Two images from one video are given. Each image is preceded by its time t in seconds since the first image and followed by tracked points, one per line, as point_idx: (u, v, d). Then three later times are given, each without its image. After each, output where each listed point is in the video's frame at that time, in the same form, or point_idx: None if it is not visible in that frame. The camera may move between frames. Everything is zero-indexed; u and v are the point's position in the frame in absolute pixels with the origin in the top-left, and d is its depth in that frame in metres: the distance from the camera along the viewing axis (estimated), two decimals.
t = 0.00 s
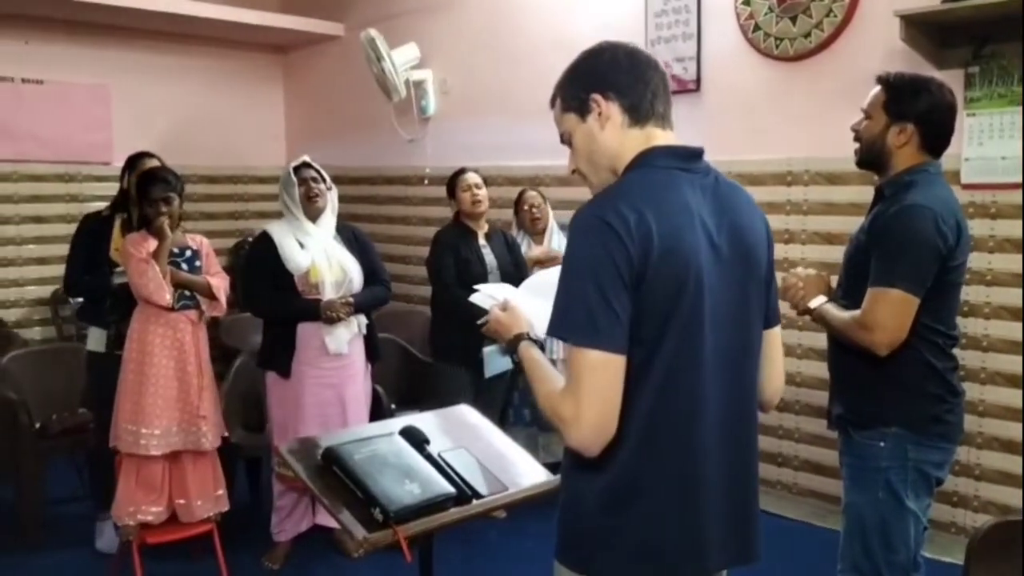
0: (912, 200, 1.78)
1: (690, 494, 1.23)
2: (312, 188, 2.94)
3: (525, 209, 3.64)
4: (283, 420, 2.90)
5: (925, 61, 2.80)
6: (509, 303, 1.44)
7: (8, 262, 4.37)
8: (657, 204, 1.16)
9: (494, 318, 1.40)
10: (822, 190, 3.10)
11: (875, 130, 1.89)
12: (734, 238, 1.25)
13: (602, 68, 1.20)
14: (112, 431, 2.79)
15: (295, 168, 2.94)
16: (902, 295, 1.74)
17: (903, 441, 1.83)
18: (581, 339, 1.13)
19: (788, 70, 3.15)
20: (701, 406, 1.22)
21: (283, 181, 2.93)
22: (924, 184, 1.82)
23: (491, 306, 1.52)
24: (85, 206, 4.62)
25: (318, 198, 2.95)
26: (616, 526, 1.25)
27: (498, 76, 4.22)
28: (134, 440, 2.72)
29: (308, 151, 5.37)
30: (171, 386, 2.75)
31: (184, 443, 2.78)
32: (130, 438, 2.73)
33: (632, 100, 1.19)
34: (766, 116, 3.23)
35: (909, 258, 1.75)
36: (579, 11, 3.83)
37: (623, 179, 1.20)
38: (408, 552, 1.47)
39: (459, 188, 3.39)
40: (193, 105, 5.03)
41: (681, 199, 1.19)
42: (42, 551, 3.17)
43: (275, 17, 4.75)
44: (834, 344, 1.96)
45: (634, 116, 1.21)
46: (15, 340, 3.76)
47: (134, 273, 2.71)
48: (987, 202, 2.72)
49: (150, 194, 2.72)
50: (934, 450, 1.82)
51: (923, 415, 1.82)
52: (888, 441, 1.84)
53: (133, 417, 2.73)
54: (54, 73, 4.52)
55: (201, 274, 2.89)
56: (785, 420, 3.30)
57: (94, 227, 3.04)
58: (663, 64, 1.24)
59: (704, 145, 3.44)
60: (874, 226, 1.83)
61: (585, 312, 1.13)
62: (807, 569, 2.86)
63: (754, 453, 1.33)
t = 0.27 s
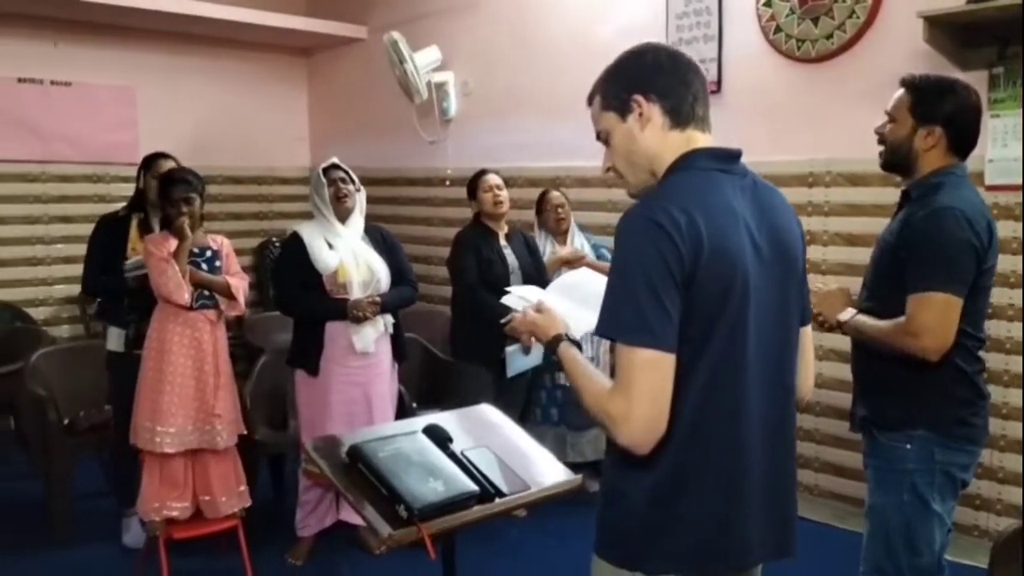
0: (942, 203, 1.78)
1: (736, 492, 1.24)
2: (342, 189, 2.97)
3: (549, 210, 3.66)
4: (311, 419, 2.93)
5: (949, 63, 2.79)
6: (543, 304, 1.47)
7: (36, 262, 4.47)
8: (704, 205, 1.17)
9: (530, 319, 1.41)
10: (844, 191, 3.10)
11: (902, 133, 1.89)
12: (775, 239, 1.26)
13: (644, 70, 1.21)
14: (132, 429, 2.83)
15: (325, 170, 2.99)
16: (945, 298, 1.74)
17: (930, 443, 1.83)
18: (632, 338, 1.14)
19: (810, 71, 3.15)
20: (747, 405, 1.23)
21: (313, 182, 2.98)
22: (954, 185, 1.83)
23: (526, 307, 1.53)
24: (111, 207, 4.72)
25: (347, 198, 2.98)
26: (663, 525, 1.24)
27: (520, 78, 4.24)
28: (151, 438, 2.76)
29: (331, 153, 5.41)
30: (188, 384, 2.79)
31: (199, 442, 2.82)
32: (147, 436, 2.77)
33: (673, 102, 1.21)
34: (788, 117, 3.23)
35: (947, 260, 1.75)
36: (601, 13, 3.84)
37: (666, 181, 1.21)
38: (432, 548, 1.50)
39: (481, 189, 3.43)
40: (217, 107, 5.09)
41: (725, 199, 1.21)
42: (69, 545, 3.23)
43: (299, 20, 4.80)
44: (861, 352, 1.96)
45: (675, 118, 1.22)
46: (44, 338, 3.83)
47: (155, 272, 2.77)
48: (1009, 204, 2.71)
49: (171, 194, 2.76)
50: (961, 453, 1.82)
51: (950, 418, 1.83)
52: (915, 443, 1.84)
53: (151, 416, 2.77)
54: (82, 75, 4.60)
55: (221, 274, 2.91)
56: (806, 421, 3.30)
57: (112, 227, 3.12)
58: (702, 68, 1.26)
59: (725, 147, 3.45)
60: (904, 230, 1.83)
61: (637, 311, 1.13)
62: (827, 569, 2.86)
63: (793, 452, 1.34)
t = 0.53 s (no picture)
0: (982, 201, 1.77)
1: (784, 494, 1.23)
2: (374, 188, 2.99)
3: (576, 210, 3.63)
4: (342, 416, 2.95)
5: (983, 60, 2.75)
6: (582, 303, 1.47)
7: (67, 259, 4.58)
8: (755, 204, 1.17)
9: (571, 318, 1.41)
10: (874, 191, 3.07)
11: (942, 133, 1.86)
12: (822, 239, 1.26)
13: (691, 68, 1.21)
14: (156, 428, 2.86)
15: (356, 169, 2.99)
16: (983, 296, 1.73)
17: (967, 445, 1.81)
18: (684, 337, 1.13)
19: (840, 69, 3.12)
20: (796, 406, 1.22)
21: (345, 181, 3.00)
22: (992, 184, 1.81)
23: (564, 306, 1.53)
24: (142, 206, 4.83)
25: (379, 196, 3.00)
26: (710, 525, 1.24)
27: (546, 76, 4.24)
28: (174, 435, 2.79)
29: (357, 152, 5.44)
30: (210, 382, 2.82)
31: (220, 440, 2.84)
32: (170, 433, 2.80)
33: (719, 100, 1.21)
34: (817, 115, 3.21)
35: (989, 259, 1.73)
36: (628, 11, 3.83)
37: (715, 180, 1.21)
38: (460, 545, 1.51)
39: (503, 187, 3.42)
40: (245, 106, 5.14)
41: (775, 198, 1.20)
42: (101, 538, 3.29)
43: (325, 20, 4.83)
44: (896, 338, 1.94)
45: (721, 117, 1.22)
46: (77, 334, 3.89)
47: (178, 270, 2.78)
48: None
49: (195, 193, 2.77)
50: (998, 455, 1.80)
51: (987, 420, 1.81)
52: (952, 445, 1.82)
53: (173, 412, 2.80)
54: (113, 76, 4.67)
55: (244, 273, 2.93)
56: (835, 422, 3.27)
57: (126, 227, 3.14)
58: (748, 68, 1.26)
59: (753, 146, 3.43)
60: (944, 229, 1.81)
61: (690, 310, 1.13)
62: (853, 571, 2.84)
63: (837, 453, 1.33)
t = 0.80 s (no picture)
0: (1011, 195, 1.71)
1: (823, 494, 1.22)
2: (405, 186, 3.00)
3: (601, 208, 3.63)
4: (372, 412, 2.97)
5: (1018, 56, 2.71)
6: (616, 301, 1.46)
7: (99, 256, 4.65)
8: (798, 202, 1.16)
9: (606, 316, 1.41)
10: (906, 189, 3.04)
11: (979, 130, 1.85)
12: (862, 237, 1.25)
13: (732, 64, 1.21)
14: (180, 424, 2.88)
15: (387, 167, 3.00)
16: (1007, 293, 1.70)
17: (1002, 446, 1.78)
18: (726, 335, 1.13)
19: (871, 66, 3.09)
20: (836, 405, 1.21)
21: (377, 181, 3.01)
22: None
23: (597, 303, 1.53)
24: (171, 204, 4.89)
25: (410, 194, 3.00)
26: (747, 524, 1.23)
27: (572, 74, 4.23)
28: (197, 431, 2.81)
29: (383, 150, 5.47)
30: (232, 379, 2.84)
31: (240, 436, 2.86)
32: (193, 429, 2.82)
33: (760, 97, 1.20)
34: (848, 113, 3.18)
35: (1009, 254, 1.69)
36: (655, 8, 3.81)
37: (756, 177, 1.20)
38: (488, 542, 1.51)
39: (522, 185, 3.42)
40: (273, 105, 5.19)
41: (817, 196, 1.19)
42: (132, 530, 3.34)
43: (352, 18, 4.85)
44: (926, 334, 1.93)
45: (761, 113, 1.21)
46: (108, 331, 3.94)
47: (202, 268, 2.80)
48: None
49: (221, 191, 2.81)
50: None
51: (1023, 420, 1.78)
52: (986, 446, 1.80)
53: (196, 408, 2.82)
54: (143, 75, 4.73)
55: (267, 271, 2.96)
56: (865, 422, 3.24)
57: (147, 228, 3.14)
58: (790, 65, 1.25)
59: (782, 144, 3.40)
60: (976, 224, 1.77)
61: (732, 308, 1.12)
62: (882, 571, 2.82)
63: (873, 453, 1.32)
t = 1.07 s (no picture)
0: None
1: (847, 494, 1.22)
2: (432, 184, 3.00)
3: (624, 206, 3.64)
4: (399, 409, 2.99)
5: None
6: (641, 299, 1.47)
7: (128, 253, 4.72)
8: (826, 200, 1.16)
9: (630, 314, 1.42)
10: (935, 187, 3.01)
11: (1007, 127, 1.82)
12: (891, 236, 1.24)
13: (761, 61, 1.21)
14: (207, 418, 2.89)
15: (415, 165, 3.01)
16: None
17: None
18: (752, 334, 1.13)
19: (899, 63, 3.07)
20: (863, 405, 1.21)
21: (405, 181, 3.01)
22: None
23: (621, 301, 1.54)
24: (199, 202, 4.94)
25: (437, 193, 3.00)
26: (769, 524, 1.23)
27: (597, 72, 4.23)
28: (228, 426, 2.82)
29: (408, 149, 5.49)
30: (262, 375, 2.87)
31: (268, 430, 2.89)
32: (223, 424, 2.83)
33: (788, 94, 1.20)
34: (876, 111, 3.16)
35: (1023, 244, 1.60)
36: (681, 6, 3.80)
37: (784, 175, 1.20)
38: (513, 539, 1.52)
39: (538, 184, 3.38)
40: (299, 104, 5.23)
41: (846, 195, 1.19)
42: (161, 523, 3.39)
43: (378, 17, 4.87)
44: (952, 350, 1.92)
45: (790, 111, 1.21)
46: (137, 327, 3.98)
47: (231, 266, 2.83)
48: None
49: (247, 190, 2.84)
50: None
51: None
52: (1013, 448, 1.78)
53: (226, 403, 2.83)
54: (172, 74, 4.78)
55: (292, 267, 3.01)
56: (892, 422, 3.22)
57: (171, 230, 3.17)
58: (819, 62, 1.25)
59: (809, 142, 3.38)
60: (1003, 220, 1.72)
61: (758, 307, 1.12)
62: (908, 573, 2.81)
63: (900, 455, 1.32)
